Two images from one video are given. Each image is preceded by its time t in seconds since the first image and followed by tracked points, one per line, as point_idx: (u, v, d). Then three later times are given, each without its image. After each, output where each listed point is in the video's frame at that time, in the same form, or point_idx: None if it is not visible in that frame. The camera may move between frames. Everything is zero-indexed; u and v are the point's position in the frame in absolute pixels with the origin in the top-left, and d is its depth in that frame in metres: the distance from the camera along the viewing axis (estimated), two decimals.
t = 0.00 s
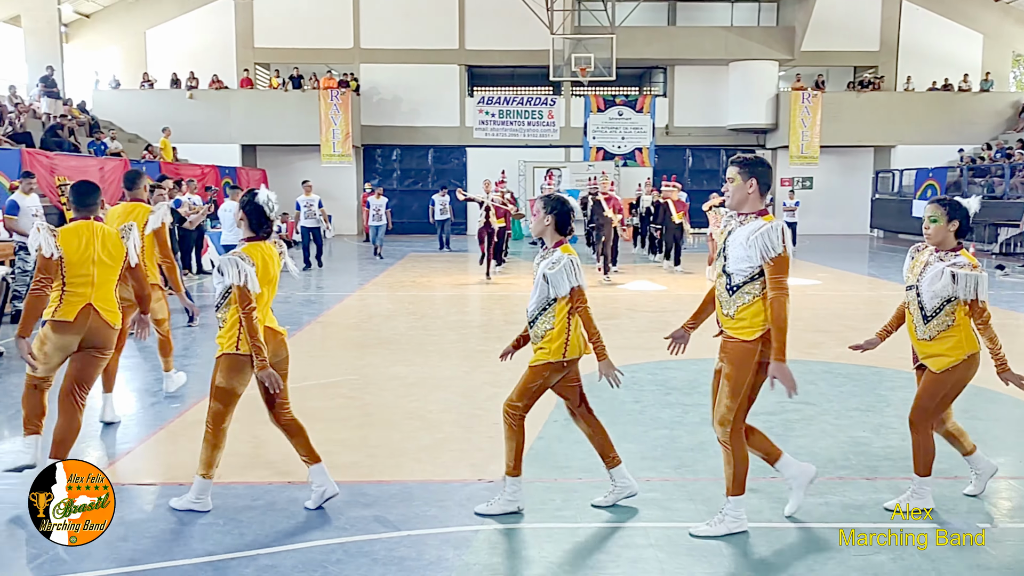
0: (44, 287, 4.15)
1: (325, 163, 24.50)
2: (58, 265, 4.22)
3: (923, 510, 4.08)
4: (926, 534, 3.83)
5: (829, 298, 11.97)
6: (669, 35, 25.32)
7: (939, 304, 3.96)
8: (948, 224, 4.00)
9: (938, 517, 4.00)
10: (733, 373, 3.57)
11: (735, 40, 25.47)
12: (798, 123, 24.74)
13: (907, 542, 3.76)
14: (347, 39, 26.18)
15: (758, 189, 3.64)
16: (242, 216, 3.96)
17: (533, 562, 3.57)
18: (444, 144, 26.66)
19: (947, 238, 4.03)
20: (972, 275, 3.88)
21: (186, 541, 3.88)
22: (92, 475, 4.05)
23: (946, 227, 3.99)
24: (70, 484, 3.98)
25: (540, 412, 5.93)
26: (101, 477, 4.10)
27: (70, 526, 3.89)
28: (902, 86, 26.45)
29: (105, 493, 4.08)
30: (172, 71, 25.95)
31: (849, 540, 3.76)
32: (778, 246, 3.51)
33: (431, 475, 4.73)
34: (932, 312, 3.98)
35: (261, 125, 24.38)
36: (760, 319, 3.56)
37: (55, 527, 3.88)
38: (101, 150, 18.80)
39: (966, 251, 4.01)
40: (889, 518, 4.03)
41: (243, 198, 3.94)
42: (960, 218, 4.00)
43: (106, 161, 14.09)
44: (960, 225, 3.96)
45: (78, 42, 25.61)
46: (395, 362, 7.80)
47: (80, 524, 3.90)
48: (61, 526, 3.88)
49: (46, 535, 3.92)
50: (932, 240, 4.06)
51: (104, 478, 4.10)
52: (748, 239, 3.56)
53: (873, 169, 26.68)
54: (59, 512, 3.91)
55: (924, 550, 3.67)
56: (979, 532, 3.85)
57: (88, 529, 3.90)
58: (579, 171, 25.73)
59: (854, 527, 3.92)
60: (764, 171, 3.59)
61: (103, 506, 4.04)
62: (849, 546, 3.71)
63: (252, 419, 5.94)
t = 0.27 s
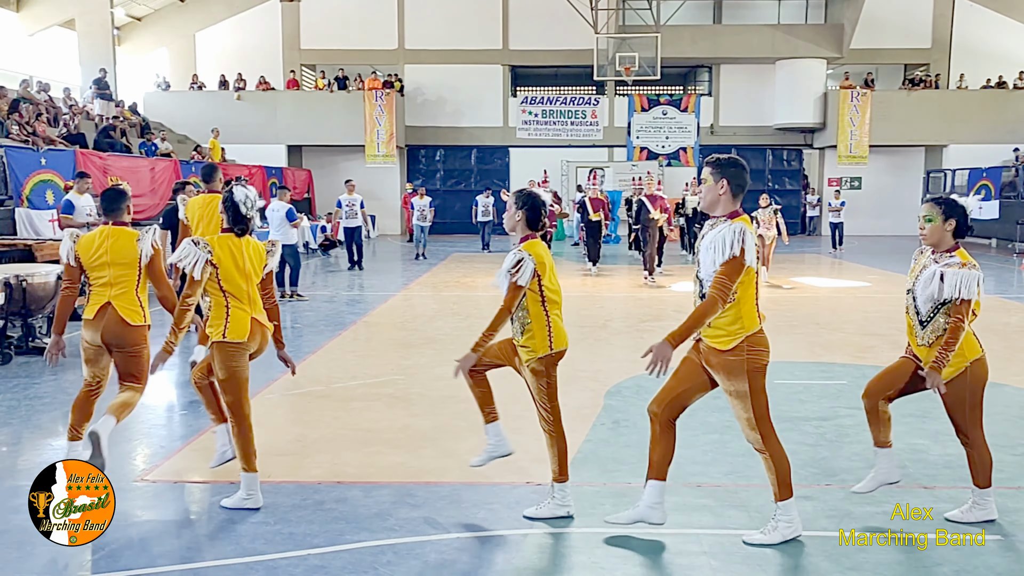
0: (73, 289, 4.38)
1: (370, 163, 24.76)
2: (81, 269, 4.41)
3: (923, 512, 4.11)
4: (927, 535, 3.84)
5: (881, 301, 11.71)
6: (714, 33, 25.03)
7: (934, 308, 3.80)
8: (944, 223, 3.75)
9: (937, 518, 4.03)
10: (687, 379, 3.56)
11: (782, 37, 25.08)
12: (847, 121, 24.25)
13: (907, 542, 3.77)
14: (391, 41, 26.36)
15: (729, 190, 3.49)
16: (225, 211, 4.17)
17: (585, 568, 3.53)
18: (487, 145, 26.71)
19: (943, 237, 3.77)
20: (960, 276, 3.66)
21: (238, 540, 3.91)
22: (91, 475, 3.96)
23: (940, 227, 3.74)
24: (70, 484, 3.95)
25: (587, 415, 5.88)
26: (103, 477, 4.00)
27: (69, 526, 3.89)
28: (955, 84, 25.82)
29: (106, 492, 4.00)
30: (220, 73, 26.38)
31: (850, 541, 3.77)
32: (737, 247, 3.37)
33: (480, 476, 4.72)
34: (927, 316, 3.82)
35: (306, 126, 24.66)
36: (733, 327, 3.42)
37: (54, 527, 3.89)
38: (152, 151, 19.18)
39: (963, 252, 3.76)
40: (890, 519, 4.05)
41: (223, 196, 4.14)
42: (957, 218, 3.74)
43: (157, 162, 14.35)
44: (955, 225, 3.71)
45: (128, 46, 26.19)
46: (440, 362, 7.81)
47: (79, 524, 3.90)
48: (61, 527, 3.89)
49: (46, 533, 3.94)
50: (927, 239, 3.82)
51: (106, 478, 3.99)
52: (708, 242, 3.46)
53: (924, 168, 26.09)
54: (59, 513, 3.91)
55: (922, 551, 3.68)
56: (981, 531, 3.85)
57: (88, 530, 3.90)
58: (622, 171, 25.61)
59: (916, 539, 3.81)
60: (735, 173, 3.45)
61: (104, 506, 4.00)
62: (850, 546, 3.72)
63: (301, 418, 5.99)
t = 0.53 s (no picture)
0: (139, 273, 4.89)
1: (409, 164, 24.94)
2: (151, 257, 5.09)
3: (922, 512, 4.14)
4: (927, 535, 3.87)
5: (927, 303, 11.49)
6: (755, 32, 24.76)
7: (921, 313, 3.60)
8: (927, 228, 3.63)
9: (936, 518, 4.06)
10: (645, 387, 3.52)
11: (823, 35, 24.63)
12: (890, 120, 23.83)
13: (907, 541, 3.80)
14: (430, 41, 26.50)
15: (694, 187, 3.49)
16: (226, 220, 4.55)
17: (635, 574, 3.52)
18: (525, 145, 26.73)
19: (924, 243, 3.65)
20: (949, 279, 3.50)
21: (287, 540, 3.97)
22: (82, 485, 4.35)
23: (921, 230, 3.62)
24: (63, 490, 4.29)
25: (632, 418, 5.85)
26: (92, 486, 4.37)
27: (69, 525, 4.10)
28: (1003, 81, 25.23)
29: (101, 497, 4.33)
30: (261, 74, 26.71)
31: (850, 541, 3.81)
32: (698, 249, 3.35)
33: (526, 479, 4.72)
34: (911, 323, 3.63)
35: (345, 126, 24.88)
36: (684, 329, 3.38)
37: (54, 527, 4.10)
38: (195, 152, 19.50)
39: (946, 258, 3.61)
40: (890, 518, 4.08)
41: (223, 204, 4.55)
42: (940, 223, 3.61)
43: (201, 163, 14.59)
44: (936, 227, 3.59)
45: (172, 48, 26.64)
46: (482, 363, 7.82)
47: (79, 524, 4.11)
48: (61, 526, 4.10)
49: (46, 536, 4.12)
50: (908, 244, 3.70)
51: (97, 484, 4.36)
52: (675, 241, 3.43)
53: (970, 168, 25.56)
54: (59, 513, 4.16)
55: (923, 551, 3.71)
56: (980, 533, 3.90)
57: (87, 530, 4.09)
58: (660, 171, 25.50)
59: (976, 549, 3.72)
60: (699, 169, 3.44)
61: (102, 509, 4.28)
62: (848, 545, 3.77)
63: (346, 419, 6.04)
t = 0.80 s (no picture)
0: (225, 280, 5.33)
1: (433, 164, 24.93)
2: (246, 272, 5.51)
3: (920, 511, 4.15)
4: (927, 534, 3.87)
5: (960, 305, 11.32)
6: (782, 30, 24.52)
7: (873, 321, 3.51)
8: (884, 229, 3.55)
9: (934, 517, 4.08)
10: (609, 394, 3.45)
11: (853, 34, 24.34)
12: (920, 119, 23.50)
13: (908, 542, 3.81)
14: (455, 42, 26.54)
15: (629, 197, 3.42)
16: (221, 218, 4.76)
17: None
18: (550, 145, 26.69)
19: (881, 245, 3.57)
20: (902, 288, 3.40)
21: (321, 541, 3.97)
22: (87, 478, 4.53)
23: (877, 232, 3.54)
24: (67, 487, 4.46)
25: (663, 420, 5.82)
26: (96, 480, 4.52)
27: (69, 526, 4.18)
28: None
29: (103, 493, 4.44)
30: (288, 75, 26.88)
31: (850, 540, 3.83)
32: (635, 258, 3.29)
33: (558, 481, 4.70)
34: (864, 328, 3.53)
35: (370, 127, 24.99)
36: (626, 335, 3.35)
37: (53, 527, 4.17)
38: (223, 152, 19.66)
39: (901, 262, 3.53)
40: (888, 518, 4.09)
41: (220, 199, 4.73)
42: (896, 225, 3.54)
43: (229, 163, 14.71)
44: (892, 229, 3.50)
45: (200, 50, 26.92)
46: (509, 363, 7.81)
47: (78, 525, 4.19)
48: (61, 527, 4.18)
49: (45, 535, 4.18)
50: (864, 246, 3.62)
51: (100, 479, 4.49)
52: (610, 253, 3.38)
53: (1002, 168, 25.13)
54: (58, 513, 4.26)
55: (923, 550, 3.72)
56: (980, 532, 3.90)
57: (86, 530, 4.16)
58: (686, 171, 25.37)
59: (1019, 557, 3.64)
60: (633, 179, 3.37)
61: (103, 506, 4.38)
62: (849, 545, 3.78)
63: (374, 418, 6.07)
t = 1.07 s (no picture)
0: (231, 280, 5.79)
1: (445, 163, 24.94)
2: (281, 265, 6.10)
3: (923, 512, 4.13)
4: (926, 535, 3.88)
5: (978, 304, 11.21)
6: (795, 29, 24.40)
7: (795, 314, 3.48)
8: (816, 223, 3.52)
9: (937, 518, 4.06)
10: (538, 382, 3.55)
11: (867, 32, 24.25)
12: (934, 118, 23.30)
13: (907, 542, 3.80)
14: (467, 41, 26.54)
15: (550, 190, 3.45)
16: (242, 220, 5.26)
17: None
18: (562, 145, 26.64)
19: (815, 238, 3.54)
20: (819, 277, 3.35)
21: (338, 541, 3.97)
22: (91, 477, 4.53)
23: (809, 224, 3.52)
24: (69, 486, 4.46)
25: (678, 420, 5.79)
26: (99, 477, 4.57)
27: (69, 526, 4.17)
28: None
29: (103, 494, 4.43)
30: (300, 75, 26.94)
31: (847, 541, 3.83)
32: (530, 244, 3.33)
33: (574, 481, 4.68)
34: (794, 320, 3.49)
35: (383, 127, 25.01)
36: (544, 328, 3.42)
37: (54, 527, 4.17)
38: (236, 152, 19.73)
39: (834, 255, 3.47)
40: (889, 518, 4.08)
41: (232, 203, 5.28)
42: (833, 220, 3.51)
43: (242, 163, 14.74)
44: (821, 222, 3.47)
45: (213, 50, 27.04)
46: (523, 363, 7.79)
47: (78, 525, 4.18)
48: (60, 526, 4.18)
49: (45, 535, 4.18)
50: (800, 238, 3.61)
51: (103, 480, 4.47)
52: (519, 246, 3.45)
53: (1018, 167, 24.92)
54: (59, 513, 4.26)
55: (924, 550, 3.71)
56: (979, 533, 3.89)
57: (86, 530, 4.16)
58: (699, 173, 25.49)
59: None
60: (550, 172, 3.41)
61: (102, 507, 4.37)
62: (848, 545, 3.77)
63: (390, 417, 6.07)
